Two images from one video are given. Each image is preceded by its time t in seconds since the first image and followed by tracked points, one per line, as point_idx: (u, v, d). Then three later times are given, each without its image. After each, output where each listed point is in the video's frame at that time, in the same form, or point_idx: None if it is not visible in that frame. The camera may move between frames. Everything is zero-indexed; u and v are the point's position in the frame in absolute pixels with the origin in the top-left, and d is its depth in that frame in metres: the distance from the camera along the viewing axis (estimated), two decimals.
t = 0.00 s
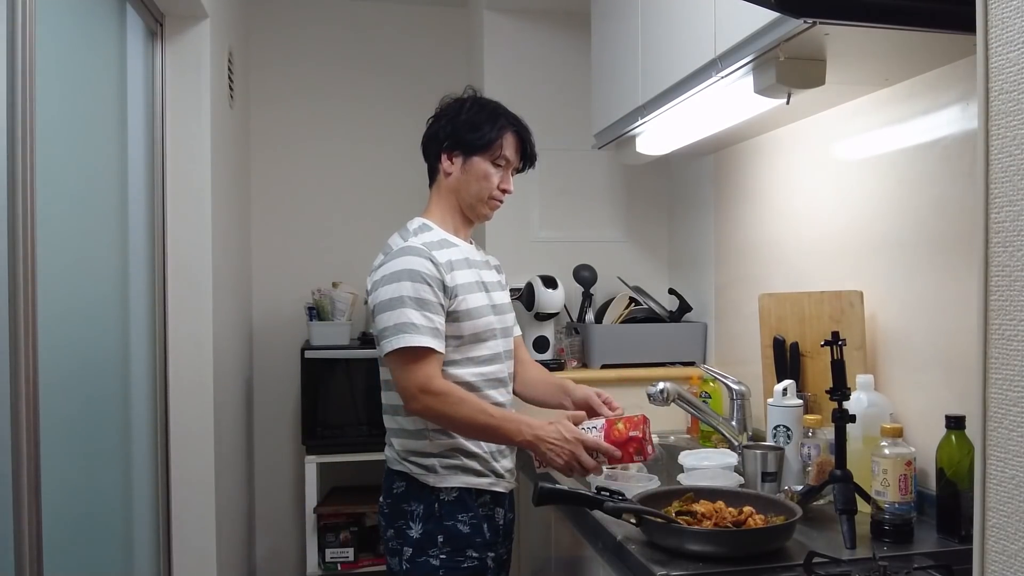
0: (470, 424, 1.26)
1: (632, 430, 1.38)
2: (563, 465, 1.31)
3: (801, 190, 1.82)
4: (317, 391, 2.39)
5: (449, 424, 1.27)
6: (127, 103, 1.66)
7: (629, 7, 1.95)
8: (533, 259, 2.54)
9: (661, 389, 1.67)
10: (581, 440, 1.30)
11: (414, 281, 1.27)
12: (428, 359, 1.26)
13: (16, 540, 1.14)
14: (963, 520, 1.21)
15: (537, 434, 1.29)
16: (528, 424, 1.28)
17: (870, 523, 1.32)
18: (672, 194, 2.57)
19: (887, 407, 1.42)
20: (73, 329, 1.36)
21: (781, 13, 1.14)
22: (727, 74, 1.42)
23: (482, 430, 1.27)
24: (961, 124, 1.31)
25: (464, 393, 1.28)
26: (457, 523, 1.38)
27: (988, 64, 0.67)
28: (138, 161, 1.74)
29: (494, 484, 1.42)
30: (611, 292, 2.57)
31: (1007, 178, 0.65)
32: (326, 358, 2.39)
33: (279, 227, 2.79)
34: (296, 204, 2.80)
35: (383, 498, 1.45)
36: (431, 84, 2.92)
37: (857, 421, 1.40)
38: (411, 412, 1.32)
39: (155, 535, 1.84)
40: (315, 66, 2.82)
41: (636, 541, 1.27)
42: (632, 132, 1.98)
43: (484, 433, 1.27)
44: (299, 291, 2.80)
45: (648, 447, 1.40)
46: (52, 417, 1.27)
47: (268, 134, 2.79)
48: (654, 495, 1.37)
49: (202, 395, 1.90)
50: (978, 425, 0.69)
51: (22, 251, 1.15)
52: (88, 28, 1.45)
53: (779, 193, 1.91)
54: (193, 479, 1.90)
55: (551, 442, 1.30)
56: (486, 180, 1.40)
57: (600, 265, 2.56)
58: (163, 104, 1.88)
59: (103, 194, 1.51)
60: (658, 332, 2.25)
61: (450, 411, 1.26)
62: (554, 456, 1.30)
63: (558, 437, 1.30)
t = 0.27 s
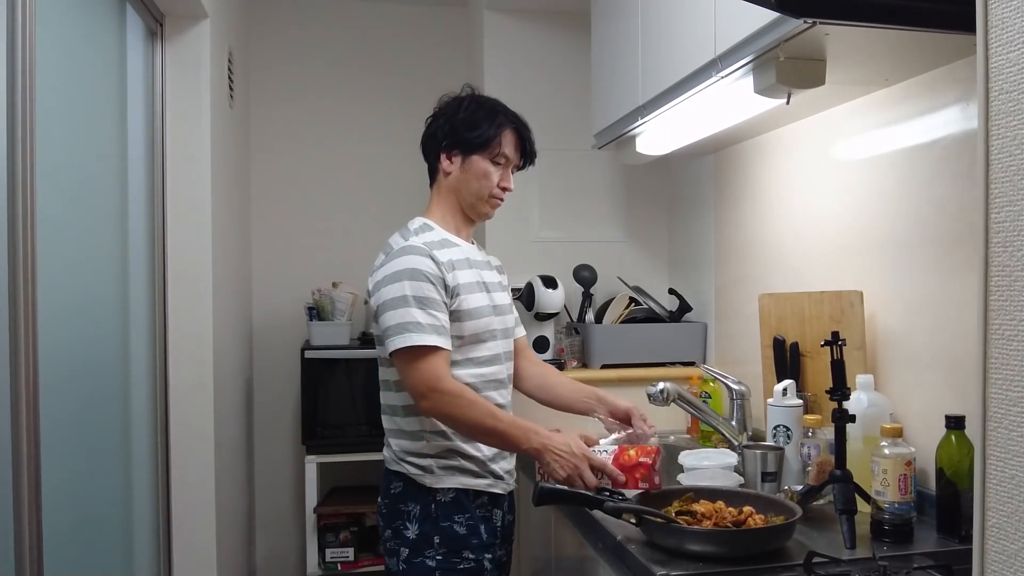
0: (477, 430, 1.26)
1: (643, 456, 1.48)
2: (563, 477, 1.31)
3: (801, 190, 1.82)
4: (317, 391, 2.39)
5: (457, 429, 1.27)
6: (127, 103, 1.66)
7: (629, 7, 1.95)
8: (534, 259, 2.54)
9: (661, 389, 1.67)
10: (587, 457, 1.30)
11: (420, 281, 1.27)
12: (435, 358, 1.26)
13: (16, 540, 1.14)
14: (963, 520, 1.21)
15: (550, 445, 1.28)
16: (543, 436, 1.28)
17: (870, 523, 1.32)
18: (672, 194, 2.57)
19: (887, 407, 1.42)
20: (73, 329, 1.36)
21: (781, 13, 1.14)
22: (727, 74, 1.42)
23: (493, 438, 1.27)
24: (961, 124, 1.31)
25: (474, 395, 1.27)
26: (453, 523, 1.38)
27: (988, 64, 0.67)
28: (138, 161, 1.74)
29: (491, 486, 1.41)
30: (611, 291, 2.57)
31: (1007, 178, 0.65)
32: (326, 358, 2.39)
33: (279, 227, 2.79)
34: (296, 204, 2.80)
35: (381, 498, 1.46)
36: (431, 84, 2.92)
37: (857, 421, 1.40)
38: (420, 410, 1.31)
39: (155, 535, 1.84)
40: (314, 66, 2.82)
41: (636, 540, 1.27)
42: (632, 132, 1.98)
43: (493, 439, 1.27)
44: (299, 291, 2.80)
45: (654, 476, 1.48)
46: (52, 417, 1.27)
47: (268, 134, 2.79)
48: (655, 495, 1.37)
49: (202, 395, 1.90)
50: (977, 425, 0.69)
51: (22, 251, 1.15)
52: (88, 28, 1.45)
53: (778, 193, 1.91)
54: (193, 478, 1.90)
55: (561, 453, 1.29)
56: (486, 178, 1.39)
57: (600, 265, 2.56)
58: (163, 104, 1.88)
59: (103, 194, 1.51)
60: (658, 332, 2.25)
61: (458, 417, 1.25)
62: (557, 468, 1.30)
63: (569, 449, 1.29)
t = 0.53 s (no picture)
0: (486, 430, 1.26)
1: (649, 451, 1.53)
2: (571, 474, 1.28)
3: (801, 190, 1.82)
4: (317, 391, 2.39)
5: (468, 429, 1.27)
6: (127, 103, 1.66)
7: (629, 8, 1.95)
8: (534, 259, 2.54)
9: (661, 389, 1.67)
10: (597, 453, 1.29)
11: (428, 280, 1.27)
12: (443, 359, 1.26)
13: (16, 539, 1.14)
14: (963, 520, 1.21)
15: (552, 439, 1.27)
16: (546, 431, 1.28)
17: (870, 523, 1.32)
18: (672, 194, 2.57)
19: (887, 408, 1.42)
20: (73, 329, 1.36)
21: (781, 13, 1.14)
22: (727, 74, 1.42)
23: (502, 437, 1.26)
24: (961, 124, 1.31)
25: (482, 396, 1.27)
26: (456, 524, 1.38)
27: (988, 64, 0.67)
28: (138, 161, 1.74)
29: (494, 487, 1.41)
30: (611, 292, 2.57)
31: (1007, 178, 0.65)
32: (326, 358, 2.39)
33: (279, 227, 2.79)
34: (296, 204, 2.80)
35: (383, 498, 1.45)
36: (431, 85, 2.92)
37: (857, 421, 1.40)
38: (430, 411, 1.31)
39: (154, 535, 1.84)
40: (315, 66, 2.82)
41: (636, 540, 1.27)
42: (632, 132, 1.98)
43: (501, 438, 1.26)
44: (299, 291, 2.80)
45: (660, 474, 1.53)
46: (52, 416, 1.27)
47: (268, 134, 2.79)
48: (655, 495, 1.37)
49: (202, 395, 1.90)
50: (977, 426, 0.69)
51: (22, 251, 1.15)
52: (88, 27, 1.45)
53: (778, 193, 1.91)
54: (193, 478, 1.90)
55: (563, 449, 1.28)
56: (491, 177, 1.39)
57: (600, 265, 2.57)
58: (163, 104, 1.88)
59: (103, 194, 1.51)
60: (658, 332, 2.25)
61: (466, 417, 1.25)
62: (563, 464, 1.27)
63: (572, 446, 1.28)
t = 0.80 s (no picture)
0: (482, 431, 1.27)
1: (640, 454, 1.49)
2: (563, 475, 1.31)
3: (801, 191, 1.82)
4: (317, 391, 2.39)
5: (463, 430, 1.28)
6: (127, 103, 1.66)
7: (629, 7, 1.95)
8: (534, 258, 2.54)
9: (661, 389, 1.67)
10: (588, 455, 1.33)
11: (428, 280, 1.27)
12: (442, 360, 1.27)
13: (16, 539, 1.14)
14: (963, 520, 1.21)
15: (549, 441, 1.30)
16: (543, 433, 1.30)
17: (870, 523, 1.32)
18: (672, 194, 2.57)
19: (887, 408, 1.42)
20: (73, 329, 1.36)
21: (781, 13, 1.14)
22: (727, 74, 1.42)
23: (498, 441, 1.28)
24: (961, 124, 1.31)
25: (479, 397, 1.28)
26: (459, 523, 1.38)
27: (988, 64, 0.67)
28: (138, 161, 1.74)
29: (495, 486, 1.41)
30: (611, 292, 2.57)
31: (1007, 178, 0.65)
32: (326, 358, 2.39)
33: (279, 227, 2.79)
34: (296, 204, 2.80)
35: (385, 499, 1.45)
36: (430, 84, 2.92)
37: (857, 421, 1.40)
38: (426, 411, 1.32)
39: (155, 535, 1.84)
40: (315, 66, 2.82)
41: (635, 541, 1.27)
42: (632, 132, 1.98)
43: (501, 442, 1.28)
44: (299, 291, 2.80)
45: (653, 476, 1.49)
46: (52, 416, 1.27)
47: (268, 134, 2.79)
48: (655, 495, 1.37)
49: (202, 395, 1.90)
50: (977, 425, 0.69)
51: (22, 251, 1.15)
52: (88, 27, 1.45)
53: (778, 193, 1.91)
54: (193, 478, 1.90)
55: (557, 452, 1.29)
56: (497, 178, 1.39)
57: (600, 265, 2.56)
58: (163, 104, 1.88)
59: (103, 193, 1.51)
60: (658, 332, 2.25)
61: (462, 418, 1.26)
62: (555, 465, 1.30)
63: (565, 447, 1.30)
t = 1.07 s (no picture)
0: (476, 433, 1.28)
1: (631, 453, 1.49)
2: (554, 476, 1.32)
3: (801, 191, 1.82)
4: (317, 391, 2.39)
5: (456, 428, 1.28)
6: (127, 103, 1.66)
7: (629, 7, 1.95)
8: (534, 259, 2.54)
9: (661, 389, 1.67)
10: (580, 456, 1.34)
11: (426, 283, 1.28)
12: (439, 361, 1.27)
13: (16, 538, 1.14)
14: (963, 520, 1.21)
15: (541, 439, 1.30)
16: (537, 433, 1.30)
17: (870, 523, 1.32)
18: (672, 194, 2.57)
19: (887, 408, 1.42)
20: (73, 329, 1.36)
21: (781, 13, 1.14)
22: (727, 74, 1.42)
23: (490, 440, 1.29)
24: (961, 124, 1.31)
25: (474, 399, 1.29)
26: (449, 523, 1.38)
27: (988, 65, 0.67)
28: (139, 161, 1.74)
29: (489, 488, 1.41)
30: (611, 292, 2.57)
31: (1007, 178, 0.65)
32: (326, 357, 2.40)
33: (279, 227, 2.79)
34: (296, 204, 2.80)
35: (381, 496, 1.46)
36: (430, 84, 2.92)
37: (857, 421, 1.40)
38: (421, 411, 1.33)
39: (155, 535, 1.84)
40: (315, 66, 2.82)
41: (635, 540, 1.27)
42: (632, 132, 1.98)
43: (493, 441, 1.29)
44: (299, 291, 2.80)
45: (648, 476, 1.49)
46: (53, 416, 1.27)
47: (268, 134, 2.79)
48: (655, 495, 1.37)
49: (202, 395, 1.90)
50: (978, 425, 0.69)
51: (22, 251, 1.15)
52: (88, 27, 1.45)
53: (778, 193, 1.91)
54: (193, 478, 1.91)
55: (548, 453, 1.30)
56: (497, 178, 1.39)
57: (600, 265, 2.57)
58: (163, 104, 1.88)
59: (103, 193, 1.51)
60: (658, 332, 2.25)
61: (458, 415, 1.27)
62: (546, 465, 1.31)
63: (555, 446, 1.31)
